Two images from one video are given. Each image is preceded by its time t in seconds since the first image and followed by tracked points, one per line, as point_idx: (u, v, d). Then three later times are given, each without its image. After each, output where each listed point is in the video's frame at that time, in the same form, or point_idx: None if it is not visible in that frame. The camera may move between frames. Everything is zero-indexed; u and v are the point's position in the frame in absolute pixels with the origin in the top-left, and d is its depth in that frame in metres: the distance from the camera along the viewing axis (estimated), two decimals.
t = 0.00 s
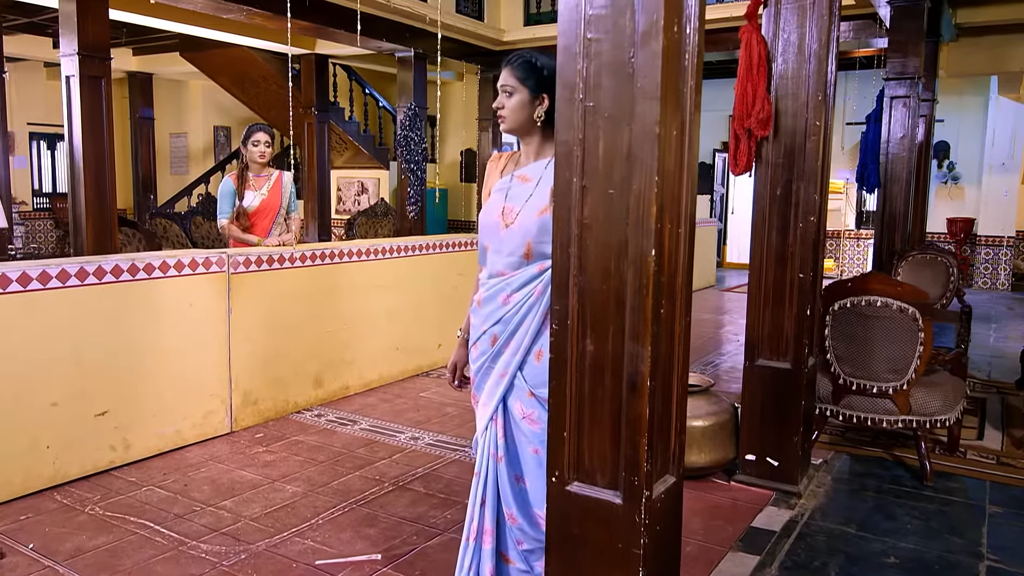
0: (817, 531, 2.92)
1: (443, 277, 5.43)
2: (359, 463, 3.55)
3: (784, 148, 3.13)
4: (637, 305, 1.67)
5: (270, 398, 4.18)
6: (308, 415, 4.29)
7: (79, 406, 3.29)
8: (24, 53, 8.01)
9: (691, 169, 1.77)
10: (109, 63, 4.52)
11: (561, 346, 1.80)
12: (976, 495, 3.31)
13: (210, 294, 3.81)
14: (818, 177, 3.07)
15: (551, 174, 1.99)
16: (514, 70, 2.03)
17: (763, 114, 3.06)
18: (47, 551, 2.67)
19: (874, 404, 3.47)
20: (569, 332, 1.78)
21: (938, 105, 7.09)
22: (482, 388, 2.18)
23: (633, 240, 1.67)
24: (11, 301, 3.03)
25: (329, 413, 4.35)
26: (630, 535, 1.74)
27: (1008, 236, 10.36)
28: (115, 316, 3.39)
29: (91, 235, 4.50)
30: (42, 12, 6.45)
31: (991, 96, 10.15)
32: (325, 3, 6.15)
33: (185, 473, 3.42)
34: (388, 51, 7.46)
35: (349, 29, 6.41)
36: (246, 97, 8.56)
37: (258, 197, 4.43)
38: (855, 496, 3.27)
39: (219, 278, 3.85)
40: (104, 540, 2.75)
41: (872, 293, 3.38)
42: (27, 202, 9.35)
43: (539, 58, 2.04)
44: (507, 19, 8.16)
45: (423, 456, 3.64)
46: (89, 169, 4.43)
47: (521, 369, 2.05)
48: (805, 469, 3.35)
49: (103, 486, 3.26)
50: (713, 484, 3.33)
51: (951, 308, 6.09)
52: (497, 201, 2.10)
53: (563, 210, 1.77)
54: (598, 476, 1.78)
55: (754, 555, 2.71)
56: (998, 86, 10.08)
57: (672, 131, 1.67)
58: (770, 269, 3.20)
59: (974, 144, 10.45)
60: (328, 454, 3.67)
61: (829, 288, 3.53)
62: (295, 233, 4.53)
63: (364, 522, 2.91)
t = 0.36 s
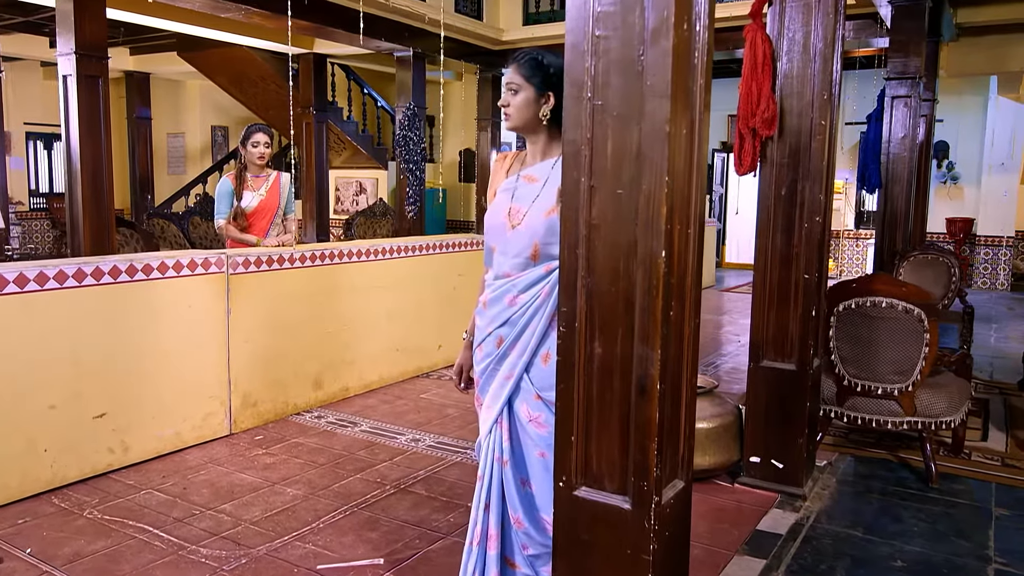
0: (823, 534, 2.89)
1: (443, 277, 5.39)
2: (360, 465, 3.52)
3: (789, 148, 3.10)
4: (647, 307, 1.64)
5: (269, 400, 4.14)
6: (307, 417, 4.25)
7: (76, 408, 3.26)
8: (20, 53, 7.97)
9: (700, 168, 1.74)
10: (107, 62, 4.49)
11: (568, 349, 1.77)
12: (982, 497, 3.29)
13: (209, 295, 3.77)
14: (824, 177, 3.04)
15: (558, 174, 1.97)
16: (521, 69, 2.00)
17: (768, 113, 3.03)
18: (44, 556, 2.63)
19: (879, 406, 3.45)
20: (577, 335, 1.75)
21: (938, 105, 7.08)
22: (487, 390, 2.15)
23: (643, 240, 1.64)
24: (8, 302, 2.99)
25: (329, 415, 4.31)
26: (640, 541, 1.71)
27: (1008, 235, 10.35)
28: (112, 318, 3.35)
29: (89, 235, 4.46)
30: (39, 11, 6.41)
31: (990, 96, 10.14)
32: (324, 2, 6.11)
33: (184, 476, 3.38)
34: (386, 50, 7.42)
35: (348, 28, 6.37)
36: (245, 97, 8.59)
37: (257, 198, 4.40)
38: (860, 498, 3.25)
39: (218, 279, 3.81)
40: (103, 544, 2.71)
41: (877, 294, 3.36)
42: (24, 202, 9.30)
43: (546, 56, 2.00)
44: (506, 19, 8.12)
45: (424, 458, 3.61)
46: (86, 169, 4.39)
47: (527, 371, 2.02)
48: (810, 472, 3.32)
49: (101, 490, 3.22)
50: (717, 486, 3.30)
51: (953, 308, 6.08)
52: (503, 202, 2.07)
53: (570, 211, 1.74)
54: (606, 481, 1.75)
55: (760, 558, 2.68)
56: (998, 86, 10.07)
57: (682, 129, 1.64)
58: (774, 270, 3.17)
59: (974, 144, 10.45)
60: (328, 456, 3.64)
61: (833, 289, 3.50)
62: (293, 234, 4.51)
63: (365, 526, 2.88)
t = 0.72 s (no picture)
0: (831, 538, 2.86)
1: (444, 278, 5.36)
2: (362, 468, 3.48)
3: (796, 148, 3.08)
4: (659, 310, 1.61)
5: (270, 402, 4.11)
6: (308, 419, 4.22)
7: (75, 410, 3.22)
8: (18, 52, 7.93)
9: (713, 169, 1.70)
10: (106, 61, 4.45)
11: (578, 352, 1.74)
12: (990, 500, 3.26)
13: (209, 296, 3.74)
14: (832, 178, 3.01)
15: (566, 175, 1.94)
16: (528, 67, 1.96)
17: (775, 113, 3.00)
18: (44, 560, 2.60)
19: (886, 408, 3.42)
20: (587, 337, 1.72)
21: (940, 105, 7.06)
22: (492, 393, 2.11)
23: (655, 241, 1.60)
24: (7, 303, 2.96)
25: (331, 416, 4.28)
26: (651, 547, 1.68)
27: (1009, 235, 10.32)
28: (112, 319, 3.32)
29: (88, 235, 4.42)
30: (37, 9, 6.37)
31: (992, 96, 10.12)
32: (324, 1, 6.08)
33: (185, 479, 3.35)
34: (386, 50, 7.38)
35: (348, 27, 6.34)
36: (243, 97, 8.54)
37: (256, 197, 4.36)
38: (868, 502, 3.22)
39: (219, 279, 3.78)
40: (103, 548, 2.68)
41: (884, 295, 3.33)
42: (22, 202, 9.26)
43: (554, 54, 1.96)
44: (507, 18, 8.08)
45: (427, 460, 3.58)
46: (86, 168, 4.36)
47: (535, 374, 1.99)
48: (817, 475, 3.29)
49: (101, 493, 3.19)
50: (723, 489, 3.27)
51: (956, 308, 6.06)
52: (510, 201, 2.04)
53: (581, 211, 1.71)
54: (616, 487, 1.72)
55: (768, 562, 2.65)
56: (999, 86, 10.05)
57: (695, 128, 1.61)
58: (781, 270, 3.14)
59: (975, 144, 10.43)
60: (330, 458, 3.60)
61: (840, 290, 3.47)
62: (294, 233, 4.47)
63: (369, 530, 2.85)
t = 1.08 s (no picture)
0: (841, 543, 2.83)
1: (446, 278, 5.33)
2: (365, 471, 3.45)
3: (805, 148, 3.04)
4: (674, 313, 1.57)
5: (272, 404, 4.07)
6: (310, 421, 4.18)
7: (75, 413, 3.18)
8: (17, 51, 7.88)
9: (728, 169, 1.67)
10: (106, 60, 4.41)
11: (590, 355, 1.70)
12: (1000, 503, 3.23)
13: (210, 297, 3.70)
14: (841, 177, 2.98)
15: (575, 174, 1.90)
16: (537, 65, 1.92)
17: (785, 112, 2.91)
18: (43, 565, 2.56)
19: (894, 410, 3.38)
20: (599, 340, 1.68)
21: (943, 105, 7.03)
22: (501, 397, 2.08)
23: (670, 243, 1.57)
24: (5, 305, 2.92)
25: (332, 418, 4.24)
26: (666, 555, 1.64)
27: (1011, 236, 10.29)
28: (113, 319, 3.28)
29: (87, 235, 4.37)
30: (36, 8, 6.32)
31: (993, 96, 10.10)
32: None
33: (186, 482, 3.31)
34: (387, 49, 7.33)
35: (348, 26, 6.31)
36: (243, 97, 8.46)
37: (260, 195, 4.32)
38: (877, 505, 3.18)
39: (220, 280, 3.74)
40: (104, 554, 2.64)
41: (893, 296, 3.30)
42: (21, 202, 9.21)
43: (564, 51, 1.92)
44: (507, 17, 8.03)
45: (431, 463, 3.54)
46: (85, 167, 4.32)
47: (544, 378, 1.96)
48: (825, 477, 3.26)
49: (101, 497, 3.15)
50: (730, 493, 3.24)
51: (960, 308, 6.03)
52: (518, 202, 2.01)
53: (593, 213, 1.67)
54: (629, 493, 1.69)
55: (778, 567, 2.62)
56: (1001, 86, 10.03)
57: (711, 127, 1.57)
58: (790, 272, 3.11)
59: (976, 144, 10.41)
60: (333, 461, 3.56)
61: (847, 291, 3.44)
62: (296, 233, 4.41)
63: (373, 535, 2.81)
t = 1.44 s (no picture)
0: (850, 547, 2.80)
1: (448, 279, 5.29)
2: (368, 474, 3.41)
3: (814, 147, 3.00)
4: (691, 316, 1.54)
5: (273, 405, 4.03)
6: (311, 422, 4.14)
7: (75, 415, 3.14)
8: (15, 49, 7.82)
9: (745, 169, 1.63)
10: (104, 57, 4.36)
11: (603, 359, 1.66)
12: (1009, 507, 3.19)
13: (210, 297, 3.65)
14: (851, 178, 2.94)
15: (586, 174, 1.86)
16: (547, 61, 1.89)
17: (793, 111, 2.88)
18: (41, 571, 2.51)
19: (902, 413, 3.35)
20: (613, 344, 1.64)
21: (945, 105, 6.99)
22: (509, 400, 2.04)
23: (687, 244, 1.53)
24: (3, 306, 2.87)
25: (334, 420, 4.20)
26: (681, 564, 1.61)
27: (1012, 235, 10.26)
28: (113, 320, 3.24)
29: (85, 234, 4.32)
30: (33, 6, 6.27)
31: (995, 96, 10.06)
32: None
33: (186, 486, 3.27)
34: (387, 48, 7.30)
35: (348, 25, 6.27)
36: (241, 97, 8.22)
37: (263, 193, 4.26)
38: (885, 509, 3.15)
39: (221, 280, 3.69)
40: (103, 559, 2.60)
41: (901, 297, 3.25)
42: (18, 201, 9.15)
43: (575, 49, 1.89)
44: (507, 15, 8.03)
45: (433, 466, 3.50)
46: (82, 166, 4.27)
47: (555, 382, 1.92)
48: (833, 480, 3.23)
49: (100, 500, 3.10)
50: (738, 496, 3.20)
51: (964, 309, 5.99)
52: (527, 202, 1.97)
53: (606, 213, 1.63)
54: (643, 500, 1.65)
55: (788, 573, 2.58)
56: (1002, 86, 10.00)
57: (729, 125, 1.53)
58: (798, 273, 3.07)
59: (977, 144, 10.37)
60: (334, 464, 3.52)
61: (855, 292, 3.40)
62: (299, 233, 4.36)
63: (376, 539, 2.77)
